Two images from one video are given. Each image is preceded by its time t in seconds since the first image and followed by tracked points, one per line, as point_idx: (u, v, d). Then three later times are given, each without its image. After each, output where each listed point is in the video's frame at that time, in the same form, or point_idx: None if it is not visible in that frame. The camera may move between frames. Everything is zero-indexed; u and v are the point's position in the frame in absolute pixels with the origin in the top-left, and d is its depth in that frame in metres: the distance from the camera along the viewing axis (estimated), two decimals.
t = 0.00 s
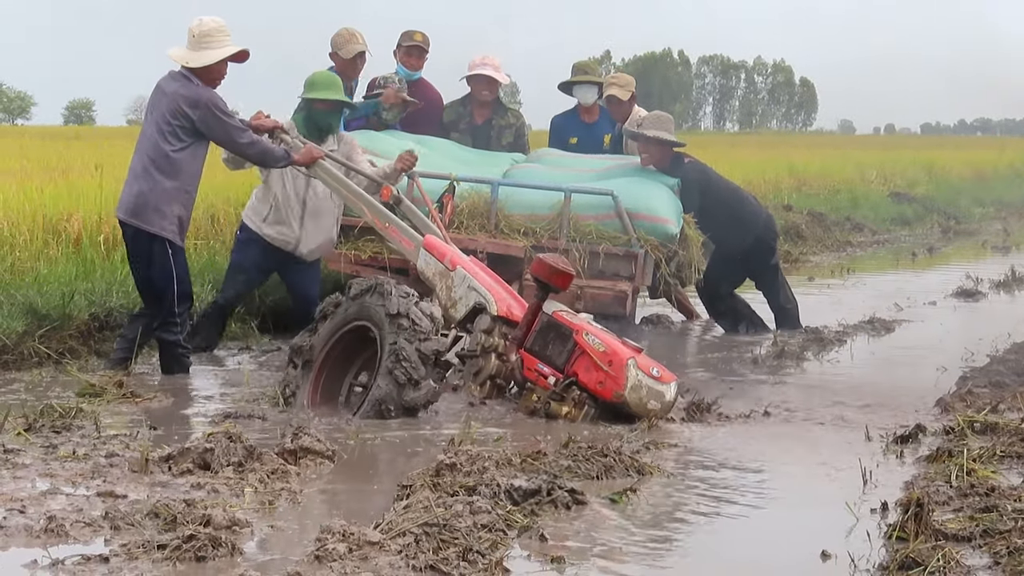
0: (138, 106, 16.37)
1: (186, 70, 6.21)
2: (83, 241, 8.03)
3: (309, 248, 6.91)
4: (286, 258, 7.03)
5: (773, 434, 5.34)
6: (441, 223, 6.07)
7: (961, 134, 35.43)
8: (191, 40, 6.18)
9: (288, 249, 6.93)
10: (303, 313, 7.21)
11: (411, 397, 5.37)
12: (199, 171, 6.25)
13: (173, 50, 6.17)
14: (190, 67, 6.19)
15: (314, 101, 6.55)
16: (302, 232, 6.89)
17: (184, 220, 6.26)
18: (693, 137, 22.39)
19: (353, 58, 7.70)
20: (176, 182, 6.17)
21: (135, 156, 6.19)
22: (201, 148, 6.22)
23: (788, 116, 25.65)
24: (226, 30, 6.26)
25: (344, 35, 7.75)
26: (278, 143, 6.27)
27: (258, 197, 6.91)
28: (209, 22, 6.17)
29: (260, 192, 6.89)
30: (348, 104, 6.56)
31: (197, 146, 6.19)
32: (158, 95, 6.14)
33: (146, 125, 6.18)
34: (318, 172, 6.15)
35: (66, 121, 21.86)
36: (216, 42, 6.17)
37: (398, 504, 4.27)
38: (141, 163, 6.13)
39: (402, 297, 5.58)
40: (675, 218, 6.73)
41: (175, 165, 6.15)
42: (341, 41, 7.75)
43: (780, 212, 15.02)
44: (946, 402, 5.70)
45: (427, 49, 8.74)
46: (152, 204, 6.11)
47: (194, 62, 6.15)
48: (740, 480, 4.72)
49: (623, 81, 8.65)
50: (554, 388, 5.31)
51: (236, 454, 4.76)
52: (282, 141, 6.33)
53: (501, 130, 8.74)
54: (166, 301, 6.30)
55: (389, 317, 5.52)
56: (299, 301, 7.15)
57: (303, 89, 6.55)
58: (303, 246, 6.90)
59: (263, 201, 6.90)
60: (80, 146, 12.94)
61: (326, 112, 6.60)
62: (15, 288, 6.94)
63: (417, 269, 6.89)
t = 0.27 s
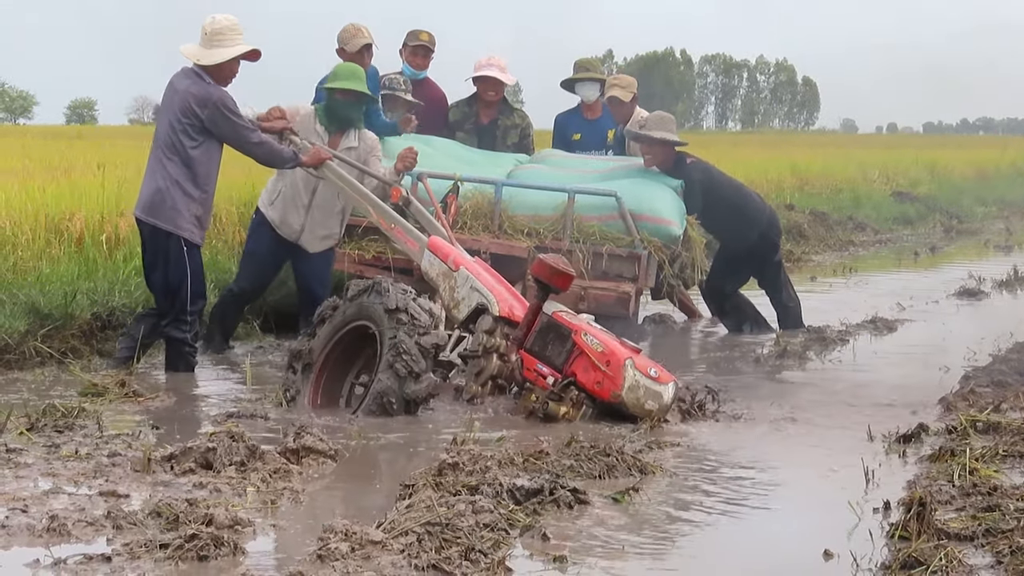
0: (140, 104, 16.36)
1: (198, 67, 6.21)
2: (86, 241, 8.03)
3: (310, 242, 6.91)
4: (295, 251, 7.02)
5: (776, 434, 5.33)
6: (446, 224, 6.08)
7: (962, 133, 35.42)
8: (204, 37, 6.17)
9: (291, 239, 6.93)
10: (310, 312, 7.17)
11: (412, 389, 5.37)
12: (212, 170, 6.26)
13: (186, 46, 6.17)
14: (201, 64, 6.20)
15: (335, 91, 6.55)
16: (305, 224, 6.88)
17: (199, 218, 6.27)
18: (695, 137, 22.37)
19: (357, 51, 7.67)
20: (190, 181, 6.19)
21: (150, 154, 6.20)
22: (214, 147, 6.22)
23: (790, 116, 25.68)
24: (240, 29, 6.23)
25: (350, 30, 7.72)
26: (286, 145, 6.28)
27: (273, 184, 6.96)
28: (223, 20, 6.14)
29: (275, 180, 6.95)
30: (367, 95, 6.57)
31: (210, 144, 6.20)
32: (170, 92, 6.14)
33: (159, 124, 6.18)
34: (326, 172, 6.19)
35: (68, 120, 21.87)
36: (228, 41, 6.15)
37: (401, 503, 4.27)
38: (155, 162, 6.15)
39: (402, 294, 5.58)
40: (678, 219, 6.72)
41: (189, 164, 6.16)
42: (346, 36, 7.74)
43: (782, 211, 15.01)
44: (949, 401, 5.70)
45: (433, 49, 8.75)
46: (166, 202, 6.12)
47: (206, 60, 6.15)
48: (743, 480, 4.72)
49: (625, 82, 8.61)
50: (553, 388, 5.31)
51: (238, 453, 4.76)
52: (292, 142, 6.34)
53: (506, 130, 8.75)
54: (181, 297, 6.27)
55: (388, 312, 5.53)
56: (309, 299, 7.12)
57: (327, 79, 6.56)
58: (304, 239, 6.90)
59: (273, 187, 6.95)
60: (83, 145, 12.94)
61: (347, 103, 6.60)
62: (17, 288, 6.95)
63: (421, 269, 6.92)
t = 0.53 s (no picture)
0: (140, 103, 16.36)
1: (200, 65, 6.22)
2: (86, 240, 8.03)
3: (318, 239, 6.78)
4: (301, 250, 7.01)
5: (777, 433, 5.34)
6: (447, 223, 6.08)
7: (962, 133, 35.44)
8: (206, 35, 6.18)
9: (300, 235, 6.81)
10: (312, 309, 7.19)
11: (413, 387, 5.36)
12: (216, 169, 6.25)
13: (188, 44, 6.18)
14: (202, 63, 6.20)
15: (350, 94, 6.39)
16: (315, 220, 6.74)
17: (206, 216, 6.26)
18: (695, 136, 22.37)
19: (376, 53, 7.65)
20: (195, 181, 6.18)
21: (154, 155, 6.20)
22: (217, 146, 6.22)
23: (789, 113, 25.81)
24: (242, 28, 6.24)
25: (371, 32, 7.72)
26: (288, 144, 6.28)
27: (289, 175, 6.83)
28: (225, 18, 6.15)
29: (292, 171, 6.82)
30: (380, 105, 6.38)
31: (213, 144, 6.19)
32: (172, 93, 6.14)
33: (162, 125, 6.18)
34: (327, 171, 6.18)
35: (69, 120, 21.88)
36: (230, 39, 6.16)
37: (401, 502, 4.27)
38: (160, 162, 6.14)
39: (402, 292, 5.58)
40: (679, 219, 6.70)
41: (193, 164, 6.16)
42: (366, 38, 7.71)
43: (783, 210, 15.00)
44: (949, 399, 5.70)
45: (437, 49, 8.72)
46: (172, 202, 6.12)
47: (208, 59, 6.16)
48: (743, 479, 4.73)
49: (625, 83, 8.54)
50: (552, 387, 5.31)
51: (239, 452, 4.76)
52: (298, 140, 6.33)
53: (508, 129, 8.75)
54: (187, 295, 6.30)
55: (388, 310, 5.54)
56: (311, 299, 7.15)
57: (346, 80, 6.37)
58: (313, 236, 6.77)
59: (288, 180, 6.83)
60: (84, 144, 12.94)
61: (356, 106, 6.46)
62: (18, 286, 6.95)
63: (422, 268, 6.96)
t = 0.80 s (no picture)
0: (141, 101, 16.35)
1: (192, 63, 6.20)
2: (87, 238, 8.02)
3: (321, 236, 6.77)
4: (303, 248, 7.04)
5: (778, 431, 5.34)
6: (448, 221, 6.08)
7: (963, 130, 35.42)
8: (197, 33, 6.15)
9: (302, 231, 6.81)
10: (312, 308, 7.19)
11: (413, 385, 5.36)
12: (216, 168, 6.25)
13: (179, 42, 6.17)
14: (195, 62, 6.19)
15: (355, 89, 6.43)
16: (317, 217, 6.73)
17: (209, 215, 6.26)
18: (696, 134, 22.37)
19: (386, 53, 7.65)
20: (195, 181, 6.18)
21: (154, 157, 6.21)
22: (215, 145, 6.21)
23: (790, 111, 25.82)
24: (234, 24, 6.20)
25: (382, 32, 7.69)
26: (286, 139, 6.27)
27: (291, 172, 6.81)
28: (215, 15, 6.11)
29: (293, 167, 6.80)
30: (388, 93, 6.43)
31: (211, 143, 6.19)
32: (167, 94, 6.14)
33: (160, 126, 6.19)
34: (330, 169, 6.20)
35: (70, 118, 21.88)
36: (220, 36, 6.12)
37: (402, 500, 4.27)
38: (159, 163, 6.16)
39: (403, 290, 5.57)
40: (680, 217, 6.71)
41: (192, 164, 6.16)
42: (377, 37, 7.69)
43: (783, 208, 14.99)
44: (950, 398, 5.70)
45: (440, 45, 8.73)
46: (173, 202, 6.12)
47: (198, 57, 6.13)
48: (744, 477, 4.73)
49: (625, 82, 8.52)
50: (553, 385, 5.31)
51: (239, 451, 4.76)
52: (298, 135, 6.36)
53: (509, 127, 8.74)
54: (191, 294, 6.26)
55: (388, 308, 5.53)
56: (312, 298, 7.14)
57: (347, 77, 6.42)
58: (315, 233, 6.76)
59: (290, 177, 6.81)
60: (85, 142, 12.93)
61: (366, 101, 6.50)
62: (19, 284, 6.95)
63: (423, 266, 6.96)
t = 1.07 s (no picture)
0: (142, 99, 16.35)
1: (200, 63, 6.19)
2: (88, 237, 8.02)
3: (321, 234, 6.79)
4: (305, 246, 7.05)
5: (779, 429, 5.34)
6: (451, 219, 6.07)
7: (964, 129, 35.41)
8: (207, 33, 6.15)
9: (303, 230, 6.82)
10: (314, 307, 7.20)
11: (415, 383, 5.36)
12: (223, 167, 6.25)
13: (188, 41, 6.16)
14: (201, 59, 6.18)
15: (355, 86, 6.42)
16: (318, 216, 6.75)
17: (214, 215, 6.27)
18: (697, 132, 22.36)
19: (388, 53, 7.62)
20: (202, 181, 6.19)
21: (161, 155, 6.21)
22: (222, 144, 6.21)
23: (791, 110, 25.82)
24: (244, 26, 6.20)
25: (383, 32, 7.69)
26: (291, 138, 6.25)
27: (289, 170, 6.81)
28: (225, 16, 6.11)
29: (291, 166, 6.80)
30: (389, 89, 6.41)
31: (218, 142, 6.18)
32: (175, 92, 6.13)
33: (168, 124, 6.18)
34: (333, 168, 6.22)
35: (72, 116, 21.88)
36: (230, 36, 6.12)
37: (403, 498, 4.27)
38: (167, 162, 6.15)
39: (404, 288, 5.57)
40: (682, 216, 6.72)
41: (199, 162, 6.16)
42: (381, 37, 7.67)
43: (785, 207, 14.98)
44: (951, 397, 5.69)
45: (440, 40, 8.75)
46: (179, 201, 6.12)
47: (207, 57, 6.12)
48: (746, 475, 4.73)
49: (627, 80, 8.45)
50: (554, 383, 5.31)
51: (241, 449, 4.76)
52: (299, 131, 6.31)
53: (511, 126, 8.74)
54: (198, 291, 6.25)
55: (390, 306, 5.53)
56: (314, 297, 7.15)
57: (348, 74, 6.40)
58: (316, 231, 6.78)
59: (289, 175, 6.81)
60: (85, 140, 12.91)
61: (367, 97, 6.49)
62: (20, 283, 6.95)
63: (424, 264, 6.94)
